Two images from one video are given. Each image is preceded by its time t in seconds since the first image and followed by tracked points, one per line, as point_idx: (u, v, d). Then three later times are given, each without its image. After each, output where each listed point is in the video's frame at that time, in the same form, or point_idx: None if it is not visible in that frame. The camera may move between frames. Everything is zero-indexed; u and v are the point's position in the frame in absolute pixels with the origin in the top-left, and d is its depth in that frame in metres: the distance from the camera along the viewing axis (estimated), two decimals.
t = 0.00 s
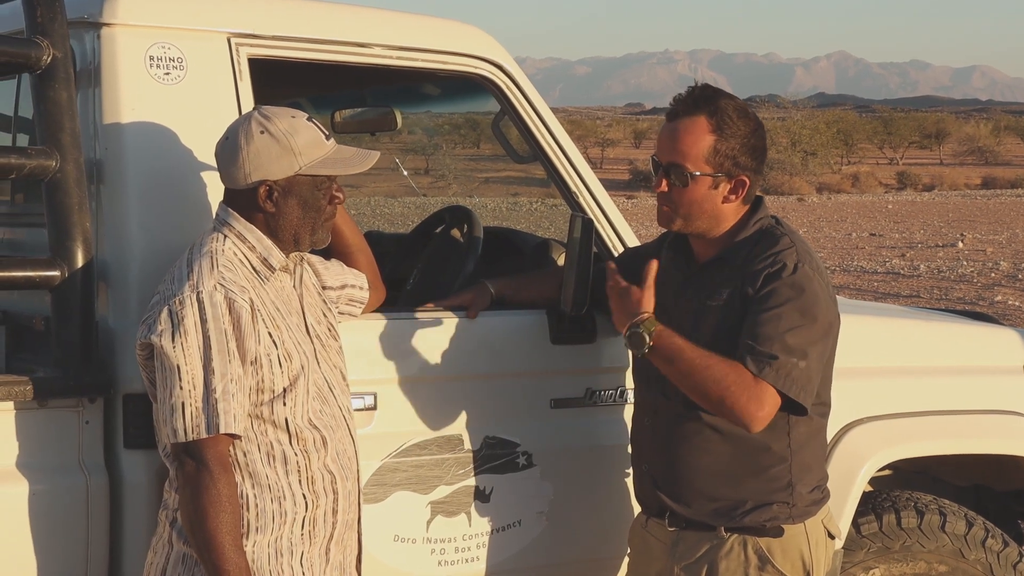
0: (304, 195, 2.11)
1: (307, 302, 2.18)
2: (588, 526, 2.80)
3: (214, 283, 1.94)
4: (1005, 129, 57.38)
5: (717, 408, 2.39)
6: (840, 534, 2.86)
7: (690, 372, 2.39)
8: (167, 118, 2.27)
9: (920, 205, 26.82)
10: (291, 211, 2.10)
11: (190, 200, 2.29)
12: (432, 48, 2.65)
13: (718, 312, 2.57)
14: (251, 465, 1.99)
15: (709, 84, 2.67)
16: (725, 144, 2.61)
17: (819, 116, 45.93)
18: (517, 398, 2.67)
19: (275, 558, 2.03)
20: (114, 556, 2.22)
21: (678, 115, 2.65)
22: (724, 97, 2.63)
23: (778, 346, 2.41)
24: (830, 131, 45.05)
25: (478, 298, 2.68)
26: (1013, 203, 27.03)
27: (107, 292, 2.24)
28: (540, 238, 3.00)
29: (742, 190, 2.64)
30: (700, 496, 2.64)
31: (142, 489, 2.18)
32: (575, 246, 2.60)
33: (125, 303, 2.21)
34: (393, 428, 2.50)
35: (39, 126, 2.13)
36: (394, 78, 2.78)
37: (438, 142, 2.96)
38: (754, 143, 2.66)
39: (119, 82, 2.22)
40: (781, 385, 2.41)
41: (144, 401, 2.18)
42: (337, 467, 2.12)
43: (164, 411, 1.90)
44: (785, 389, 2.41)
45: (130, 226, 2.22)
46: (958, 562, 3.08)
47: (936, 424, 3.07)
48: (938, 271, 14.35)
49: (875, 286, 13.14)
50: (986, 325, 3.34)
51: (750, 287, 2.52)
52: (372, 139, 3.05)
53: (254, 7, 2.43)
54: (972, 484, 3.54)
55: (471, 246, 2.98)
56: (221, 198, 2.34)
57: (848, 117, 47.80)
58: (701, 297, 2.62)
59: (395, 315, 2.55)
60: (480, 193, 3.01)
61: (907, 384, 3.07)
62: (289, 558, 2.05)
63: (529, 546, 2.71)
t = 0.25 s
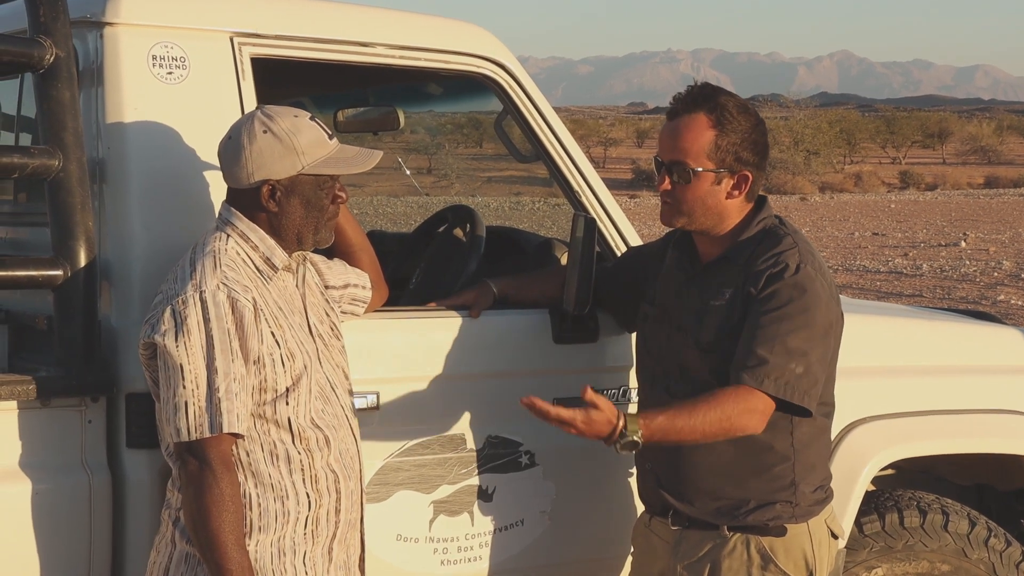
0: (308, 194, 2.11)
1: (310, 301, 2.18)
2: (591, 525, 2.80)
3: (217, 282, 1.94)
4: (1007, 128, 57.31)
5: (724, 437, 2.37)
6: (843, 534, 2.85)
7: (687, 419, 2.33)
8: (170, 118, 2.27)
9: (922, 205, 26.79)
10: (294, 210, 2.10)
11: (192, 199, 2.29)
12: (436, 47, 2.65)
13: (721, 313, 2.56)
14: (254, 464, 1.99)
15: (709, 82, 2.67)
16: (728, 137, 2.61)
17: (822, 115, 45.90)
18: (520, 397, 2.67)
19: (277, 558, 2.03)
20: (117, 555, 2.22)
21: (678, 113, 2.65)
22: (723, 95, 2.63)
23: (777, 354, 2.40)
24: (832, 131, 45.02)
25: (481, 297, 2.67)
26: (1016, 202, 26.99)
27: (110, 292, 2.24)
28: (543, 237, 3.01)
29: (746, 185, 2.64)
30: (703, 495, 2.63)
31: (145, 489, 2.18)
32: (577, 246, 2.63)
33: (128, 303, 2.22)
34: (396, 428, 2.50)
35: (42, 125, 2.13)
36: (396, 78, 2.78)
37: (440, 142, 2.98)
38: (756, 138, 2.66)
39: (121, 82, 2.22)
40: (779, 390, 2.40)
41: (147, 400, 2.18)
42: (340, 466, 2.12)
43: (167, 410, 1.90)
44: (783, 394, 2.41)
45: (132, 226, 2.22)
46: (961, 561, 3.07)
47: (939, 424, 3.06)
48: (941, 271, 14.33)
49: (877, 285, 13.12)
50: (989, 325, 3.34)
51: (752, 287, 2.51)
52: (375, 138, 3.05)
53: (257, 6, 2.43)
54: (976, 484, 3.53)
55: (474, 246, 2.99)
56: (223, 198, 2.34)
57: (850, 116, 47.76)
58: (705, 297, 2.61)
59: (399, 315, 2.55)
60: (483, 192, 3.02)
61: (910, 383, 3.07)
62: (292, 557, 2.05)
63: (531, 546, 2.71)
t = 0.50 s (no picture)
0: (309, 193, 2.11)
1: (312, 300, 2.18)
2: (593, 524, 2.80)
3: (219, 281, 1.94)
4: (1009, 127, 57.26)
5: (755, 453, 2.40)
6: (846, 533, 2.85)
7: (703, 458, 2.35)
8: (171, 117, 2.27)
9: (924, 203, 26.76)
10: (295, 210, 2.10)
11: (194, 199, 2.29)
12: (438, 47, 2.65)
13: (722, 313, 2.55)
14: (257, 463, 1.99)
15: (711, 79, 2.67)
16: (728, 134, 2.61)
17: (823, 114, 45.87)
18: (522, 396, 2.66)
19: (280, 557, 2.03)
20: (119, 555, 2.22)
21: (678, 110, 2.65)
22: (725, 92, 2.63)
23: (780, 359, 2.41)
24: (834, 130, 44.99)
25: (482, 296, 2.68)
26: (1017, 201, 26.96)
27: (112, 291, 2.24)
28: (545, 236, 3.00)
29: (746, 182, 2.63)
30: (705, 494, 2.63)
31: (147, 488, 2.18)
32: (579, 245, 2.64)
33: (130, 302, 2.22)
34: (397, 426, 2.50)
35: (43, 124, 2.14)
36: (397, 75, 2.76)
37: (442, 140, 2.96)
38: (757, 136, 2.66)
39: (123, 81, 2.22)
40: (790, 397, 2.40)
41: (149, 399, 2.18)
42: (342, 465, 2.12)
43: (170, 409, 1.90)
44: (794, 400, 2.40)
45: (134, 225, 2.22)
46: (963, 560, 3.07)
47: (941, 423, 3.06)
48: (943, 270, 14.32)
49: (879, 284, 13.10)
50: (991, 324, 3.33)
51: (756, 291, 2.51)
52: (377, 137, 3.05)
53: (258, 6, 2.43)
54: (978, 482, 3.53)
55: (475, 245, 2.98)
56: (225, 196, 2.34)
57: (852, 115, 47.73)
58: (705, 298, 2.60)
59: (401, 314, 2.55)
60: (484, 191, 3.02)
61: (912, 382, 3.06)
62: (295, 556, 2.05)
63: (534, 545, 2.71)
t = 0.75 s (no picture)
0: (311, 192, 2.11)
1: (314, 298, 2.17)
2: (596, 522, 2.79)
3: (221, 280, 1.94)
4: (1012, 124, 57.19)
5: (800, 465, 2.44)
6: (849, 530, 2.84)
7: (744, 496, 2.46)
8: (173, 116, 2.27)
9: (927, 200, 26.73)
10: (297, 208, 2.10)
11: (196, 197, 2.29)
12: (440, 45, 2.64)
13: (726, 313, 2.53)
14: (260, 462, 1.99)
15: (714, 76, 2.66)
16: (731, 131, 2.60)
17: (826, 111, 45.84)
18: (525, 393, 2.66)
19: (283, 555, 2.03)
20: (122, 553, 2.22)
21: (681, 106, 2.65)
22: (728, 88, 2.62)
23: (798, 363, 2.42)
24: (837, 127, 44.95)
25: (485, 294, 2.68)
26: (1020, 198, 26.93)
27: (114, 289, 2.23)
28: (549, 234, 2.99)
29: (747, 180, 2.63)
30: (708, 492, 2.63)
31: (150, 486, 2.18)
32: (582, 244, 2.62)
33: (132, 300, 2.21)
34: (400, 425, 2.49)
35: (45, 124, 2.14)
36: (399, 72, 2.76)
37: (446, 138, 2.96)
38: (760, 133, 2.65)
39: (125, 80, 2.22)
40: (818, 399, 2.43)
41: (152, 398, 2.18)
42: (345, 463, 2.12)
43: (173, 408, 1.90)
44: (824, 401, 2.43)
45: (136, 224, 2.22)
46: (967, 558, 3.07)
47: (945, 420, 3.05)
48: (946, 267, 14.30)
49: (882, 281, 13.08)
50: (994, 321, 3.33)
51: (762, 294, 2.48)
52: (380, 136, 3.03)
53: (260, 4, 2.43)
54: (982, 479, 3.52)
55: (478, 242, 2.98)
56: (227, 195, 2.33)
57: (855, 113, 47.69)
58: (708, 295, 2.59)
59: (404, 312, 2.55)
60: (488, 189, 3.00)
61: (915, 380, 3.06)
62: (297, 554, 2.05)
63: (537, 543, 2.70)
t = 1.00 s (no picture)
0: (317, 187, 2.10)
1: (320, 295, 2.17)
2: (601, 518, 2.79)
3: (227, 276, 1.94)
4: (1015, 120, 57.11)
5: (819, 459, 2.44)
6: (856, 525, 2.83)
7: (767, 498, 2.46)
8: (177, 112, 2.26)
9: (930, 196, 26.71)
10: (303, 205, 2.10)
11: (201, 193, 2.28)
12: (443, 40, 2.62)
13: (734, 308, 2.53)
14: (265, 458, 1.99)
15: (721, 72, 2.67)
16: (741, 126, 2.60)
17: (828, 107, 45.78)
18: (530, 389, 2.66)
19: (288, 551, 2.03)
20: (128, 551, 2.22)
21: (689, 102, 2.65)
22: (737, 84, 2.62)
23: (811, 358, 2.41)
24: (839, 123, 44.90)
25: (490, 290, 2.68)
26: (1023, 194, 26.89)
27: (118, 286, 2.24)
28: (554, 230, 2.98)
29: (754, 175, 2.62)
30: (714, 488, 2.63)
31: (154, 483, 2.18)
32: (587, 240, 2.62)
33: (136, 297, 2.21)
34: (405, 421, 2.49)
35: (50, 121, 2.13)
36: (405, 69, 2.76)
37: (452, 134, 2.97)
38: (769, 129, 2.65)
39: (129, 76, 2.22)
40: (831, 394, 2.42)
41: (156, 395, 2.18)
42: (351, 460, 2.11)
43: (178, 405, 1.90)
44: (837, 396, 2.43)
45: (140, 221, 2.22)
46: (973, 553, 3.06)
47: (950, 416, 3.05)
48: (950, 262, 14.28)
49: (886, 277, 13.06)
50: (1000, 316, 3.32)
51: (770, 288, 2.48)
52: (386, 131, 3.08)
53: None
54: (988, 475, 3.51)
55: (482, 237, 2.98)
56: (231, 191, 2.34)
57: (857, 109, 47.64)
58: (714, 290, 2.59)
59: (410, 308, 2.54)
60: (494, 185, 3.01)
61: (920, 375, 3.05)
62: (303, 551, 2.05)
63: (542, 539, 2.70)
